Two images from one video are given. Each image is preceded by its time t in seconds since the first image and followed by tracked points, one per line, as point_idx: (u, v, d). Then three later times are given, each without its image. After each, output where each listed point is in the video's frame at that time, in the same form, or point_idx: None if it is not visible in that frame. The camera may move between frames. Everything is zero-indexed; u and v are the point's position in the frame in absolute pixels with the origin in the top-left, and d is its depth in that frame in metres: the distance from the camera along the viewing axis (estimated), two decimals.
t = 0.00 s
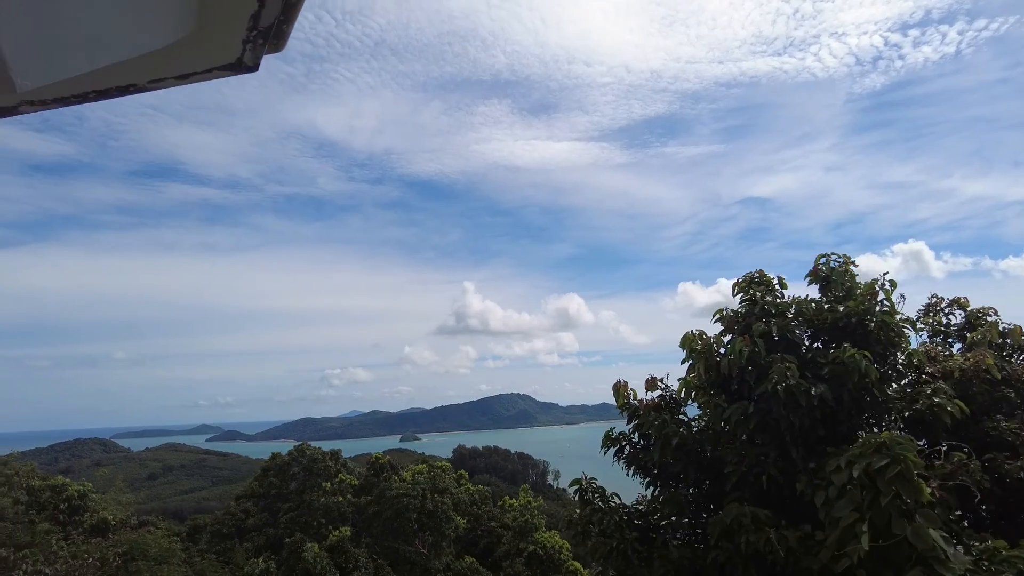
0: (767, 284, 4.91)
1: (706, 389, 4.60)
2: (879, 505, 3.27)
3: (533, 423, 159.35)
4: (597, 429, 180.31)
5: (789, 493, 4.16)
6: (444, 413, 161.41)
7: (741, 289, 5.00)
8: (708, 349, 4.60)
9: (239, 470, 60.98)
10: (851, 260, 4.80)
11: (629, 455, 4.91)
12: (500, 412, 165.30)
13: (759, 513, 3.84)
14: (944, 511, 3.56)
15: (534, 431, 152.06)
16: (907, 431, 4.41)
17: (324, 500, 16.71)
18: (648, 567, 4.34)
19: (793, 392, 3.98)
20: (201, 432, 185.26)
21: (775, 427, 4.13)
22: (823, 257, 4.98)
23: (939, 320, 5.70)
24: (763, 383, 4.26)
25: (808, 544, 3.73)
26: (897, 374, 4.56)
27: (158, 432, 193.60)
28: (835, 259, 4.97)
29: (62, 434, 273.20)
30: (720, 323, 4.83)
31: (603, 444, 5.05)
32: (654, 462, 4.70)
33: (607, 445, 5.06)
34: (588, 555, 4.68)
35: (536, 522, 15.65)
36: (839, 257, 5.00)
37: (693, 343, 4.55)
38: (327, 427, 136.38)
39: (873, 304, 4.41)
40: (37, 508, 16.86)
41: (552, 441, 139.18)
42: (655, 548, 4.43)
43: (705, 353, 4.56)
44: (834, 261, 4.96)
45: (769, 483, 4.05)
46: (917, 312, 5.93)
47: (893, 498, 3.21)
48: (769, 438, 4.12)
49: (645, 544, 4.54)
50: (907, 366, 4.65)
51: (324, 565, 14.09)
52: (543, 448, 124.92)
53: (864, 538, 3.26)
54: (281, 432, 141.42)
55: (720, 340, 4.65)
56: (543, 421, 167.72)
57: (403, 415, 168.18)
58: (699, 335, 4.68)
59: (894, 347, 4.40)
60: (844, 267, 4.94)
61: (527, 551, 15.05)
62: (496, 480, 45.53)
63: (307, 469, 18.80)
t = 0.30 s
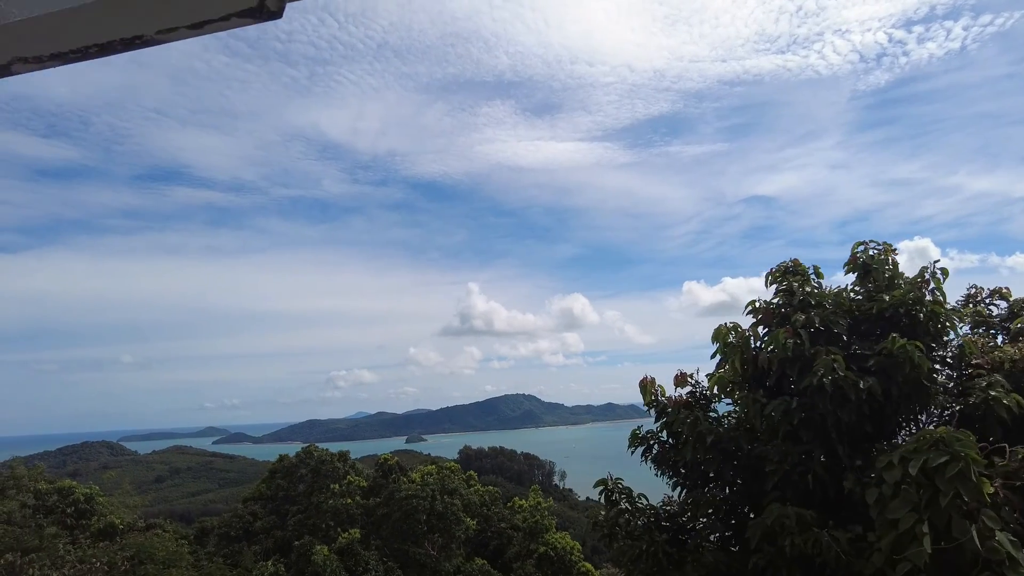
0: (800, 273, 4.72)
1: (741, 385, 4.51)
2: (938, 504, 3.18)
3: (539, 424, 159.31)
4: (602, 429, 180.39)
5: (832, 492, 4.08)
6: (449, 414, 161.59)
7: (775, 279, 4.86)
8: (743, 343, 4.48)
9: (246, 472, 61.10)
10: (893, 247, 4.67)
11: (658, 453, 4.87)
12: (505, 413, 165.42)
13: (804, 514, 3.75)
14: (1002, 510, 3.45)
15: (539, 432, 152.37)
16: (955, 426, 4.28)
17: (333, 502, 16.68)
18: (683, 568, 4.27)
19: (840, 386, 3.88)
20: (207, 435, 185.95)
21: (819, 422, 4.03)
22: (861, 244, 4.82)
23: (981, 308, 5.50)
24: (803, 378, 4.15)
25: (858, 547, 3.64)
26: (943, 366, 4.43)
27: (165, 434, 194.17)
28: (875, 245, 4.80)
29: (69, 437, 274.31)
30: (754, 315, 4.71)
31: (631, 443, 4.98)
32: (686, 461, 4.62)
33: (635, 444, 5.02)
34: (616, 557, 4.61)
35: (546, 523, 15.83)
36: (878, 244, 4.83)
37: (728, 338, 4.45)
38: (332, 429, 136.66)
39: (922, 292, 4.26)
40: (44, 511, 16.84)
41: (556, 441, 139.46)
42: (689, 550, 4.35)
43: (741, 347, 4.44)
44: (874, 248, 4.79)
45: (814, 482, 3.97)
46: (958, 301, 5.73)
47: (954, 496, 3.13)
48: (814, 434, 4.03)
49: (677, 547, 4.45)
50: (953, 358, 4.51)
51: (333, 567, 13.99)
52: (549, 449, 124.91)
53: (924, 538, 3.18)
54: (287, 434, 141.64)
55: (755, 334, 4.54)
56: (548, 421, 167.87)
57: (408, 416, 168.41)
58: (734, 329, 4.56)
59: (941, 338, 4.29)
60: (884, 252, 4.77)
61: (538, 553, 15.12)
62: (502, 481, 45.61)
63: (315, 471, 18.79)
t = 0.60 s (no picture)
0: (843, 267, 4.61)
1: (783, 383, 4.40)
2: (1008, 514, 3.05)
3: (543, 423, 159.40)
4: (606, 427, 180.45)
5: (885, 493, 3.98)
6: (453, 413, 161.77)
7: (815, 272, 4.75)
8: (785, 339, 4.36)
9: (250, 471, 61.28)
10: (942, 236, 4.51)
11: (691, 456, 4.80)
12: (508, 412, 165.57)
13: (860, 521, 3.65)
14: None
15: (542, 431, 152.46)
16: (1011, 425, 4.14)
17: (340, 502, 16.61)
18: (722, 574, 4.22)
19: (895, 384, 3.76)
20: (211, 434, 186.47)
21: (872, 422, 3.93)
22: (907, 232, 4.66)
23: None
24: (852, 376, 4.04)
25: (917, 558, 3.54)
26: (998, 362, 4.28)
27: (170, 434, 194.83)
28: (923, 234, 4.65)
29: (75, 436, 275.55)
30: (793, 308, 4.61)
31: (660, 443, 4.95)
32: (724, 463, 4.54)
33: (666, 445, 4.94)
34: (647, 561, 4.57)
35: (554, 523, 15.77)
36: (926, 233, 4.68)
37: (770, 336, 4.33)
38: (336, 429, 136.95)
39: (982, 284, 4.10)
40: (49, 512, 16.82)
41: (560, 440, 139.58)
42: (727, 556, 4.30)
43: (783, 344, 4.32)
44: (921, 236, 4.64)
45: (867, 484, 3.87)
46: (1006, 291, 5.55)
47: None
48: (867, 435, 3.94)
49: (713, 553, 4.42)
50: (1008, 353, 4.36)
51: (341, 568, 13.82)
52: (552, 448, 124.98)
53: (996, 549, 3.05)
54: (291, 433, 142.07)
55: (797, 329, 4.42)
56: (551, 420, 167.90)
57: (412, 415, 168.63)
58: (776, 324, 4.45)
59: (999, 332, 4.13)
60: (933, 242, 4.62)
61: (546, 553, 15.06)
62: (507, 480, 45.61)
63: (322, 470, 18.79)
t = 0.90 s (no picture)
0: (891, 258, 4.50)
1: (832, 379, 4.29)
2: None
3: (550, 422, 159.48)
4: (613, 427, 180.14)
5: (943, 496, 3.88)
6: (460, 412, 161.97)
7: (860, 262, 4.67)
8: (831, 332, 4.26)
9: (258, 469, 61.51)
10: (999, 224, 4.37)
11: (727, 455, 4.75)
12: (515, 411, 165.55)
13: (926, 525, 3.53)
14: None
15: (549, 430, 152.36)
16: None
17: (351, 501, 16.59)
18: None
19: (961, 381, 3.63)
20: (220, 433, 187.65)
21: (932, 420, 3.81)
22: (958, 220, 4.54)
23: None
24: (909, 371, 3.93)
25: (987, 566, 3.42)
26: None
27: (179, 433, 195.94)
28: (974, 223, 4.52)
29: (86, 435, 277.77)
30: (838, 299, 4.53)
31: (695, 443, 4.94)
32: (766, 463, 4.47)
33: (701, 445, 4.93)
34: (683, 565, 4.56)
35: (567, 523, 15.69)
36: (977, 220, 4.54)
37: (817, 330, 4.20)
38: (343, 428, 137.46)
39: None
40: (59, 510, 16.89)
41: (567, 439, 139.45)
42: (772, 561, 4.23)
43: (829, 337, 4.23)
44: (973, 224, 4.51)
45: (928, 487, 3.75)
46: None
47: None
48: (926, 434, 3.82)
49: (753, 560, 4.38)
50: None
51: (352, 568, 13.78)
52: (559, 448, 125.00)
53: None
54: (299, 432, 142.53)
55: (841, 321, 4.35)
56: (558, 420, 167.77)
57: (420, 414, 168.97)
58: (822, 316, 4.37)
59: None
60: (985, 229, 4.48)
61: (558, 553, 14.99)
62: (515, 480, 45.54)
63: (332, 469, 18.80)
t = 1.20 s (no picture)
0: (934, 253, 4.43)
1: (875, 378, 4.23)
2: None
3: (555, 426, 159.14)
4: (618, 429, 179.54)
5: (998, 500, 3.80)
6: (464, 415, 161.91)
7: (902, 257, 4.59)
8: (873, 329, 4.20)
9: (263, 473, 61.53)
10: None
11: (759, 457, 4.70)
12: (520, 415, 165.33)
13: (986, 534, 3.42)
14: None
15: (554, 433, 152.10)
16: None
17: (359, 505, 16.56)
18: None
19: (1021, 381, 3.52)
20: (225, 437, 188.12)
21: (988, 422, 3.70)
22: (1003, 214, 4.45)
23: None
24: (961, 371, 3.84)
25: None
26: None
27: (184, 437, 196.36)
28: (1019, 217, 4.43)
29: (92, 439, 278.76)
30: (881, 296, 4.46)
31: (727, 446, 4.90)
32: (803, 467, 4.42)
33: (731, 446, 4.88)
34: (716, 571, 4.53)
35: (576, 527, 15.55)
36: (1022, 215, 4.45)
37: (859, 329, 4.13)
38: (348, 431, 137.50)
39: None
40: (65, 515, 16.88)
41: (572, 442, 139.14)
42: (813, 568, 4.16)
43: (873, 334, 4.16)
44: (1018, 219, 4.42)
45: (983, 492, 3.67)
46: None
47: None
48: (983, 436, 3.72)
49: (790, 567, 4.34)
50: None
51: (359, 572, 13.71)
52: (564, 452, 124.72)
53: None
54: (304, 435, 142.63)
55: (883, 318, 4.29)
56: (563, 423, 167.51)
57: (424, 417, 168.90)
58: (864, 312, 4.31)
59: None
60: None
61: (568, 558, 14.89)
62: (521, 484, 45.43)
63: (339, 473, 18.75)
